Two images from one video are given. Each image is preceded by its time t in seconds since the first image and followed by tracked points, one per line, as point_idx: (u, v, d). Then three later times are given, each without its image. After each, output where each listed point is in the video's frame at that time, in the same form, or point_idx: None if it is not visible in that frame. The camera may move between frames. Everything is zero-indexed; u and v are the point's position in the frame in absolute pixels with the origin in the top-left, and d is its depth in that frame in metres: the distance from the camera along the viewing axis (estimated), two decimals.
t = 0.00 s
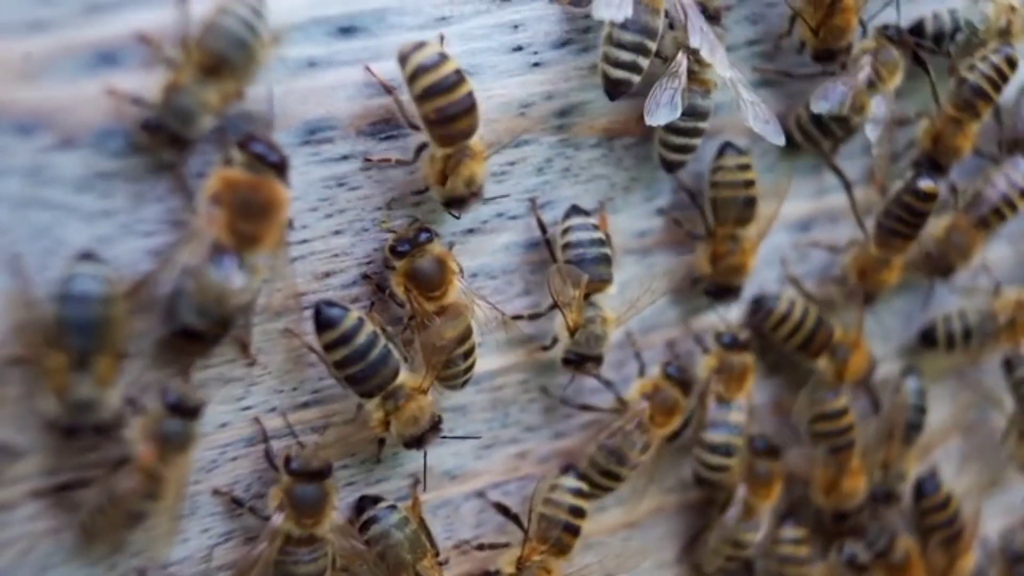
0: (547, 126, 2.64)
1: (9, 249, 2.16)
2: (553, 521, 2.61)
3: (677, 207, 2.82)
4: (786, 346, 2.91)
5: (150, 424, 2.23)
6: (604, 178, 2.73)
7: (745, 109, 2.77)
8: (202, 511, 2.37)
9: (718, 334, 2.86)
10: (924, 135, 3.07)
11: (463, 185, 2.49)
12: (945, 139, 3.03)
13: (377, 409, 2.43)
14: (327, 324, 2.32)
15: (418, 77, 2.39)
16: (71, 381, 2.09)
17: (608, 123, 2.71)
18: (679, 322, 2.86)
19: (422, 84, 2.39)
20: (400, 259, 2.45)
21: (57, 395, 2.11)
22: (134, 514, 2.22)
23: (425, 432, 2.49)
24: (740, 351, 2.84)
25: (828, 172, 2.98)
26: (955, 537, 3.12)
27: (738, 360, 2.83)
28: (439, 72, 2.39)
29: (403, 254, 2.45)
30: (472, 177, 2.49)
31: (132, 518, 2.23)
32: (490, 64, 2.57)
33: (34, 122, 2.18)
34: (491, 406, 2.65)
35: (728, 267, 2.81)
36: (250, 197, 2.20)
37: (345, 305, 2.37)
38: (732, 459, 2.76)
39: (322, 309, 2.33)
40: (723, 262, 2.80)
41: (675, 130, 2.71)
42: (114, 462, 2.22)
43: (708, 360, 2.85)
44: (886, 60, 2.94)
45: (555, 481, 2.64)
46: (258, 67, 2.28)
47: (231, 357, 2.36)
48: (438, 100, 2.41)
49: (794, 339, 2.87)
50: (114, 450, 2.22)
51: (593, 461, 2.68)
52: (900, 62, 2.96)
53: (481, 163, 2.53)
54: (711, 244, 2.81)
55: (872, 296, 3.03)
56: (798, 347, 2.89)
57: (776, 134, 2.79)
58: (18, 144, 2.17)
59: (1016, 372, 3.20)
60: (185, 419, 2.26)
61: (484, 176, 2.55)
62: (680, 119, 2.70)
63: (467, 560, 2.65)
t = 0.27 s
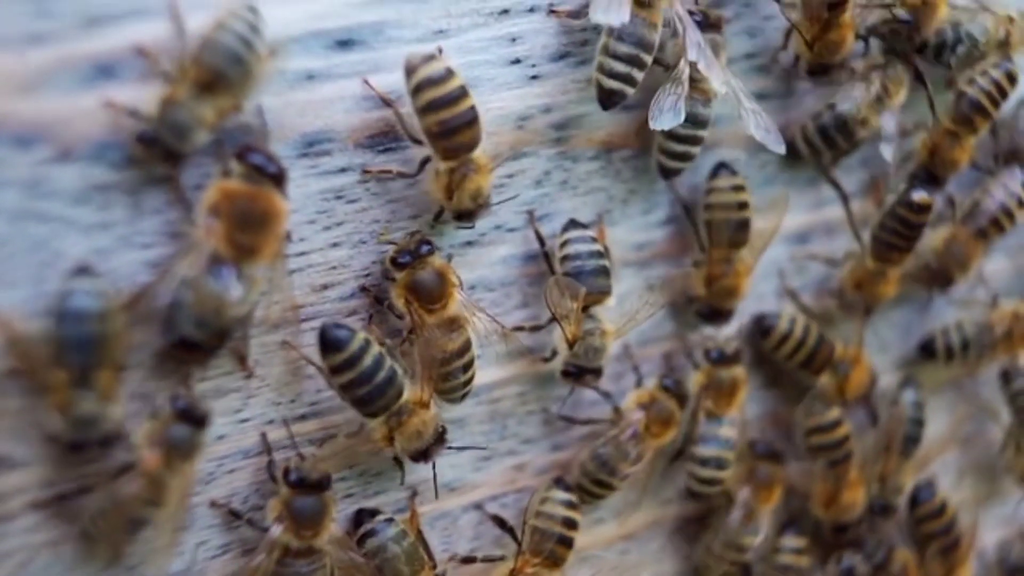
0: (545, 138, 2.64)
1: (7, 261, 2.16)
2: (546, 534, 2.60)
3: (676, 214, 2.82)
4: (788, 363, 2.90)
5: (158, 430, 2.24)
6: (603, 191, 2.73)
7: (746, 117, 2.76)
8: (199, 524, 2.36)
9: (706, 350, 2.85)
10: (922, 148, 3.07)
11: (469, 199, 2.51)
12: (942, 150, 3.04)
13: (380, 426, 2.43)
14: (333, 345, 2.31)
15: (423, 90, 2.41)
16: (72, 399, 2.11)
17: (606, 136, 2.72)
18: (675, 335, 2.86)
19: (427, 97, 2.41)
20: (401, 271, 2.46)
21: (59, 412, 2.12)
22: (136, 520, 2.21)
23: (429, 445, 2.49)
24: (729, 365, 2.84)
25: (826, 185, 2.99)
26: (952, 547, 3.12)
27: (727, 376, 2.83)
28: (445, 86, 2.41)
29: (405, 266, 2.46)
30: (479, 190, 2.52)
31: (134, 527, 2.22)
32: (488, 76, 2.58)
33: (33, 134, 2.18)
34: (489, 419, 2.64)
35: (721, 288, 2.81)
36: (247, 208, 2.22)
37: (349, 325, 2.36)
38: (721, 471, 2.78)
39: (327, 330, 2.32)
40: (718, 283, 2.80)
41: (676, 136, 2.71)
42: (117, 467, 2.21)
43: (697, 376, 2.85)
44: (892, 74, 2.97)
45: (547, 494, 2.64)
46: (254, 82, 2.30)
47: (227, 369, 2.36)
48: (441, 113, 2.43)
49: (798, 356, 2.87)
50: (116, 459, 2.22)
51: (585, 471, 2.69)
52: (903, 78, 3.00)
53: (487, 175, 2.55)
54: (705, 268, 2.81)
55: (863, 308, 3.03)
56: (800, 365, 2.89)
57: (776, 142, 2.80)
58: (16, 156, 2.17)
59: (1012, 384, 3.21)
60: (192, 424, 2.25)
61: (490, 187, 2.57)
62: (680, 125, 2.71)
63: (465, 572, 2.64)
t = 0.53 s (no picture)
0: (542, 149, 2.65)
1: (5, 273, 2.17)
2: (544, 544, 2.60)
3: (670, 228, 2.82)
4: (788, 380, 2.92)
5: (170, 436, 2.25)
6: (600, 201, 2.74)
7: (745, 126, 2.77)
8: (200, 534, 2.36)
9: (704, 360, 2.85)
10: (920, 158, 3.08)
11: (472, 206, 2.53)
12: (940, 161, 3.05)
13: (379, 440, 2.45)
14: (329, 362, 2.32)
15: (417, 101, 2.42)
16: (73, 414, 2.13)
17: (604, 147, 2.72)
18: (673, 343, 2.86)
19: (421, 109, 2.42)
20: (403, 286, 2.47)
21: (60, 426, 2.14)
22: (148, 525, 2.23)
23: (429, 457, 2.50)
24: (727, 376, 2.84)
25: (823, 195, 3.00)
26: (948, 553, 3.11)
27: (723, 387, 2.83)
28: (439, 97, 2.42)
29: (407, 281, 2.47)
30: (481, 199, 2.53)
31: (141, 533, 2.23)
32: (486, 87, 2.58)
33: (32, 146, 2.19)
34: (487, 429, 2.64)
35: (716, 302, 2.81)
36: (247, 217, 2.22)
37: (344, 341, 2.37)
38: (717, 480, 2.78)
39: (323, 346, 2.33)
40: (712, 296, 2.80)
41: (674, 144, 2.71)
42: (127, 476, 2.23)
43: (694, 386, 2.85)
44: (892, 92, 2.98)
45: (547, 507, 2.65)
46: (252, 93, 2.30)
47: (226, 379, 2.36)
48: (436, 123, 2.44)
49: (798, 371, 2.88)
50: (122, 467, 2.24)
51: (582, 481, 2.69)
52: (903, 96, 3.00)
53: (489, 184, 2.55)
54: (702, 278, 2.81)
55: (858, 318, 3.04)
56: (800, 380, 2.90)
57: (774, 153, 2.80)
58: (15, 168, 2.18)
59: (1008, 391, 3.20)
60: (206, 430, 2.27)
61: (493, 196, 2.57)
62: (677, 133, 2.72)
63: None
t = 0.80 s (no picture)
0: (541, 160, 2.65)
1: (5, 283, 2.18)
2: (543, 553, 2.60)
3: (666, 237, 2.83)
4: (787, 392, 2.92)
5: (161, 450, 2.26)
6: (599, 212, 2.74)
7: (742, 138, 2.78)
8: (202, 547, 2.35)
9: (709, 368, 2.86)
10: (918, 168, 3.09)
11: (471, 217, 2.53)
12: (938, 172, 3.06)
13: (378, 449, 2.46)
14: (321, 368, 2.34)
15: (408, 108, 2.43)
16: (75, 425, 2.15)
17: (602, 158, 2.73)
18: (670, 355, 2.86)
19: (413, 115, 2.43)
20: (406, 299, 2.47)
21: (64, 440, 2.17)
22: (143, 541, 2.23)
23: (429, 467, 2.50)
24: (732, 385, 2.85)
25: (822, 205, 3.00)
26: (945, 562, 3.10)
27: (728, 395, 2.84)
28: (430, 102, 2.43)
29: (411, 294, 2.46)
30: (480, 210, 2.53)
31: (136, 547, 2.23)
32: (485, 98, 2.59)
33: (32, 156, 2.19)
34: (486, 439, 2.64)
35: (710, 309, 2.81)
36: (247, 228, 2.23)
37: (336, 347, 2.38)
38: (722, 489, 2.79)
39: (314, 352, 2.34)
40: (706, 303, 2.81)
41: (671, 152, 2.72)
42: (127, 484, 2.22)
43: (699, 396, 2.86)
44: (892, 99, 2.99)
45: (547, 515, 2.65)
46: (251, 106, 2.31)
47: (226, 390, 2.37)
48: (429, 128, 2.45)
49: (798, 383, 2.88)
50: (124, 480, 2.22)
51: (582, 486, 2.69)
52: (903, 104, 3.01)
53: (490, 194, 2.56)
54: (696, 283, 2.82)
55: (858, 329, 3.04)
56: (800, 392, 2.90)
57: (771, 165, 2.81)
58: (15, 179, 2.19)
59: (1008, 403, 3.20)
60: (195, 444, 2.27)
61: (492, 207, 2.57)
62: (674, 140, 2.72)
63: None
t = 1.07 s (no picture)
0: (539, 172, 2.65)
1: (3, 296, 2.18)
2: (540, 561, 2.60)
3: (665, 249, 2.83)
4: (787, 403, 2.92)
5: (150, 461, 2.25)
6: (597, 224, 2.74)
7: (739, 151, 2.78)
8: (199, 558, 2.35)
9: (712, 381, 2.85)
10: (917, 180, 3.09)
11: (471, 230, 2.52)
12: (938, 184, 3.05)
13: (380, 460, 2.45)
14: (324, 380, 2.33)
15: (406, 129, 2.42)
16: (76, 439, 2.15)
17: (601, 170, 2.73)
18: (669, 367, 2.86)
19: (412, 135, 2.42)
20: (407, 312, 2.46)
21: (65, 454, 2.17)
22: (152, 552, 2.24)
23: (430, 478, 2.49)
24: (736, 397, 2.83)
25: (821, 217, 3.00)
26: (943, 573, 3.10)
27: (733, 405, 2.83)
28: (429, 122, 2.42)
29: (412, 307, 2.46)
30: (481, 223, 2.52)
31: (146, 561, 2.25)
32: (483, 110, 2.59)
33: (30, 169, 2.20)
34: (485, 451, 2.64)
35: (705, 316, 2.80)
36: (245, 238, 2.24)
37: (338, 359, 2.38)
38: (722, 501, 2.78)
39: (317, 364, 2.35)
40: (702, 307, 2.79)
41: (666, 164, 2.71)
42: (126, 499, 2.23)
43: (703, 407, 2.86)
44: (891, 112, 2.98)
45: (544, 522, 2.64)
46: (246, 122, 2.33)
47: (224, 402, 2.36)
48: (429, 150, 2.44)
49: (795, 396, 2.89)
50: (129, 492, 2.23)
51: (581, 488, 2.68)
52: (904, 117, 3.00)
53: (490, 207, 2.56)
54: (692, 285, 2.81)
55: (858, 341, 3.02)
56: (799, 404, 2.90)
57: (768, 181, 2.81)
58: (14, 191, 2.19)
59: (1010, 416, 3.20)
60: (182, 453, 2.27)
61: (492, 220, 2.57)
62: (671, 151, 2.72)
63: None
